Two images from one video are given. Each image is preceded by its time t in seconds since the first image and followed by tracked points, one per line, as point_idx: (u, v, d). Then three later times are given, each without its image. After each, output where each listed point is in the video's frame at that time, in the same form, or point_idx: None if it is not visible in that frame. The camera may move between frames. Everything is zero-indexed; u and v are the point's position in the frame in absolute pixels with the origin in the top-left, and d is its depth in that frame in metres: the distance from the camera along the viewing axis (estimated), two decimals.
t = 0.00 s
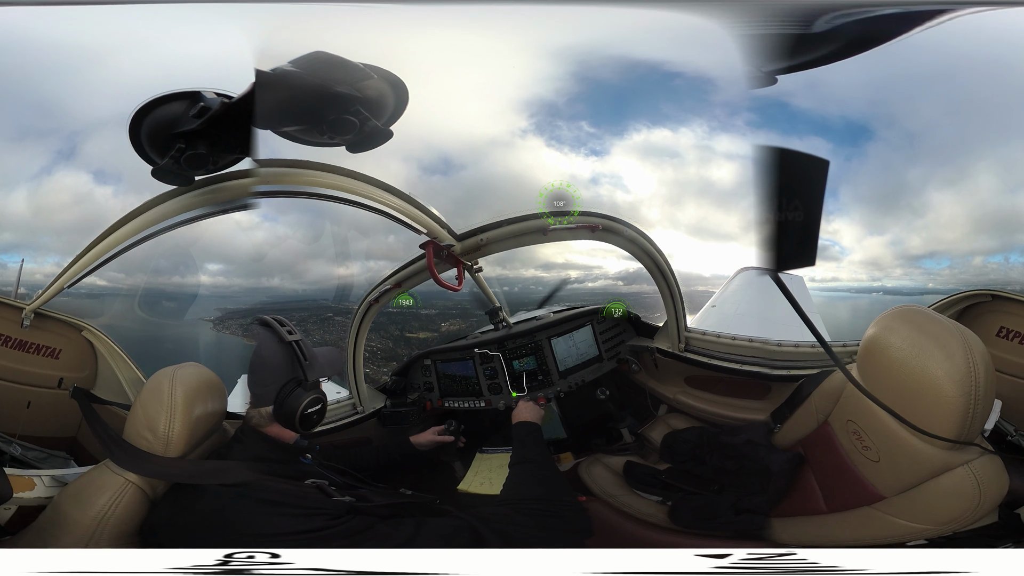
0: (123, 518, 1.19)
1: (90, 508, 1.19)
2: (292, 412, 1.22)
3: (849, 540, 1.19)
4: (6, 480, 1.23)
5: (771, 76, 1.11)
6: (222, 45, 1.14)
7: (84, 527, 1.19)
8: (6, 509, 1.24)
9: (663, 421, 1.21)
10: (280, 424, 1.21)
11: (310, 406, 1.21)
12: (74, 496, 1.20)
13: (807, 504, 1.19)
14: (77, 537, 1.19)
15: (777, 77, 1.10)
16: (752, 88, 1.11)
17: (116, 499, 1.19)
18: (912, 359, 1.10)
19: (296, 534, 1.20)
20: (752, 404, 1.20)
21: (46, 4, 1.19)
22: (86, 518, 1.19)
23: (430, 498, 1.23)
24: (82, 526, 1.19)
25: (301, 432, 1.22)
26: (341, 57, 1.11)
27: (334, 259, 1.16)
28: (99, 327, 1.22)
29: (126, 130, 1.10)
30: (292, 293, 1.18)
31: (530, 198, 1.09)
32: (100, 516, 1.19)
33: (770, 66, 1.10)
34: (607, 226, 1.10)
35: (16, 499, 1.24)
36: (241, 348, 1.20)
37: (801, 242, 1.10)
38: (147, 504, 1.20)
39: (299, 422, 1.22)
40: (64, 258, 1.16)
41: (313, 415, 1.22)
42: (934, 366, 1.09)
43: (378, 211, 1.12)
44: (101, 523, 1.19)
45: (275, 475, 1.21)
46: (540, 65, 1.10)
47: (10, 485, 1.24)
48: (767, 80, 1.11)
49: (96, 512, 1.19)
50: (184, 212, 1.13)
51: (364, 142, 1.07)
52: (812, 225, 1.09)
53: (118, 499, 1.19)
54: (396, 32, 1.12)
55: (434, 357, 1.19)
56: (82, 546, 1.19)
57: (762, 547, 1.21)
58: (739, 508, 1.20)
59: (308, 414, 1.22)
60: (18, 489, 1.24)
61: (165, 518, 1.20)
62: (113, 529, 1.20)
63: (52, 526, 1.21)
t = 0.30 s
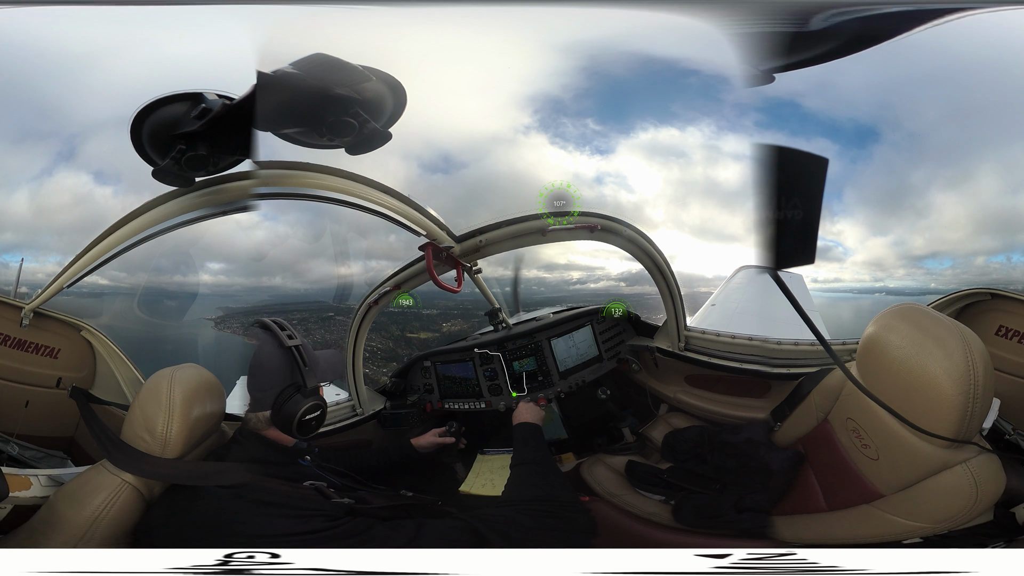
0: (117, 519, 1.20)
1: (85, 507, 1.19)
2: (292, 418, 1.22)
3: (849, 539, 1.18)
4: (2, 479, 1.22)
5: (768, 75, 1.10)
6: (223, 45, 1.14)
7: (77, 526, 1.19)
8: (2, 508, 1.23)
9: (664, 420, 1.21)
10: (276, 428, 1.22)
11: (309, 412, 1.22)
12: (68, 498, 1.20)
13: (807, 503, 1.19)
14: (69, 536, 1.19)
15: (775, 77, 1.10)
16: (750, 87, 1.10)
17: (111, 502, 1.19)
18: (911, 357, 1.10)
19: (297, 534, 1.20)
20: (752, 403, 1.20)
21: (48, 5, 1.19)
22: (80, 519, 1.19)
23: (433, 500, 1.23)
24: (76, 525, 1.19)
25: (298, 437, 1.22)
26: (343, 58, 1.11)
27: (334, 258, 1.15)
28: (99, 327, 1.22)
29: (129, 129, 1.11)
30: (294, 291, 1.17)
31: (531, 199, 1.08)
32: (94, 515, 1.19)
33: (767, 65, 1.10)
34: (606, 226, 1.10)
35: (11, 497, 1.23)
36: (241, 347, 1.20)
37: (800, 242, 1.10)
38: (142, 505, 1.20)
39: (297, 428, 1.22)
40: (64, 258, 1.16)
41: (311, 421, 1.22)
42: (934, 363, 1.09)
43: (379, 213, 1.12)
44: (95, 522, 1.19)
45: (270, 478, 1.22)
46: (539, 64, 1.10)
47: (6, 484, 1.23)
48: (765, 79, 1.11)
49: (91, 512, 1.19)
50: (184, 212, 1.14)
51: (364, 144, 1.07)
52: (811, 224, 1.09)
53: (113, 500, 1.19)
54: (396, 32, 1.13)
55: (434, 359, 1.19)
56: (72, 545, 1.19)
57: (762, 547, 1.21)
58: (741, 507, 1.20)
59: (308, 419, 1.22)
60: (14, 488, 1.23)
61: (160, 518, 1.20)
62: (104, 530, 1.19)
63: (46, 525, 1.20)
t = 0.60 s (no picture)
0: (110, 519, 1.20)
1: (80, 506, 1.19)
2: (289, 422, 1.22)
3: (850, 539, 1.18)
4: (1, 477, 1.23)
5: (765, 74, 1.10)
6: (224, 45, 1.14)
7: (71, 525, 1.19)
8: None
9: (666, 420, 1.21)
10: (275, 432, 1.22)
11: (309, 418, 1.22)
12: (66, 493, 1.21)
13: (810, 501, 1.19)
14: (61, 534, 1.19)
15: (772, 76, 1.10)
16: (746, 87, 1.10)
17: (105, 502, 1.19)
18: (911, 355, 1.10)
19: (296, 535, 1.20)
20: (751, 402, 1.21)
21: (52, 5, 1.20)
22: (74, 516, 1.19)
23: (433, 501, 1.23)
24: (69, 524, 1.19)
25: (297, 440, 1.23)
26: (345, 59, 1.11)
27: (335, 258, 1.15)
28: (99, 326, 1.22)
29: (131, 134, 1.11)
30: (298, 291, 1.17)
31: (531, 200, 1.07)
32: (88, 515, 1.19)
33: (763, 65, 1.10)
34: (606, 227, 1.09)
35: (8, 496, 1.24)
36: (241, 345, 1.20)
37: (800, 241, 1.10)
38: (136, 505, 1.21)
39: (296, 433, 1.22)
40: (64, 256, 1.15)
41: (310, 425, 1.23)
42: (933, 361, 1.09)
43: (380, 215, 1.12)
44: (88, 523, 1.19)
45: (267, 478, 1.22)
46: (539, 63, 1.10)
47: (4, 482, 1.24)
48: (761, 79, 1.10)
49: (85, 511, 1.19)
50: (184, 213, 1.13)
51: (364, 146, 1.07)
52: (810, 222, 1.09)
53: (108, 499, 1.19)
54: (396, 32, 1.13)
55: (434, 360, 1.19)
56: (64, 544, 1.19)
57: (762, 547, 1.20)
58: (746, 506, 1.20)
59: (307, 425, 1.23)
60: (13, 485, 1.24)
61: (154, 518, 1.21)
62: (96, 530, 1.20)
63: (41, 522, 1.20)
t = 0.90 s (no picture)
0: (111, 518, 1.19)
1: (83, 504, 1.19)
2: (285, 416, 1.22)
3: (855, 539, 1.18)
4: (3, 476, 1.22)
5: (763, 76, 1.11)
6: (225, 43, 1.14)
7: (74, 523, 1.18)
8: (4, 504, 1.23)
9: (667, 422, 1.21)
10: (272, 427, 1.22)
11: (304, 411, 1.22)
12: (68, 491, 1.20)
13: (813, 503, 1.19)
14: (65, 534, 1.19)
15: (770, 77, 1.10)
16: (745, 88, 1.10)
17: (107, 499, 1.18)
18: (912, 354, 1.10)
19: (296, 534, 1.20)
20: (753, 403, 1.20)
21: (57, 5, 1.20)
22: (76, 515, 1.18)
23: (430, 502, 1.23)
24: (72, 523, 1.18)
25: (293, 436, 1.23)
26: (348, 58, 1.12)
27: (336, 258, 1.16)
28: (100, 325, 1.22)
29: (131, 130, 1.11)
30: (299, 290, 1.17)
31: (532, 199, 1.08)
32: (91, 513, 1.18)
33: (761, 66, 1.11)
34: (607, 229, 1.09)
35: (12, 495, 1.23)
36: (241, 344, 1.20)
37: (801, 242, 1.10)
38: (137, 502, 1.20)
39: (291, 427, 1.22)
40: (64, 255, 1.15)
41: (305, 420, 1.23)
42: (934, 360, 1.09)
43: (381, 215, 1.12)
44: (91, 521, 1.19)
45: (267, 476, 1.22)
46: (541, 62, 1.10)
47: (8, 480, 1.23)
48: (759, 79, 1.11)
49: (88, 509, 1.19)
50: (184, 212, 1.13)
51: (366, 145, 1.07)
52: (810, 224, 1.09)
53: (110, 497, 1.18)
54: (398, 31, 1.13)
55: (434, 361, 1.19)
56: (65, 544, 1.19)
57: (762, 547, 1.21)
58: (749, 507, 1.20)
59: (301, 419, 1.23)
60: (15, 485, 1.23)
61: (154, 517, 1.20)
62: (99, 529, 1.19)
63: (45, 521, 1.20)
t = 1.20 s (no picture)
0: (116, 516, 1.19)
1: (86, 502, 1.19)
2: (281, 413, 1.22)
3: (858, 539, 1.19)
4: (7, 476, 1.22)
5: (763, 77, 1.12)
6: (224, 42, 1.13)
7: (79, 522, 1.18)
8: (8, 504, 1.24)
9: (667, 423, 1.21)
10: (270, 423, 1.22)
11: (299, 407, 1.22)
12: (69, 491, 1.20)
13: (815, 503, 1.19)
14: (69, 533, 1.19)
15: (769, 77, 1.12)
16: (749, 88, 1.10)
17: (109, 499, 1.18)
18: (912, 354, 1.10)
19: (299, 535, 1.21)
20: (753, 404, 1.20)
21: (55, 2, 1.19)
22: (79, 514, 1.19)
23: (427, 502, 1.23)
24: (76, 522, 1.18)
25: (292, 433, 1.24)
26: (349, 58, 1.12)
27: (336, 257, 1.16)
28: (100, 324, 1.22)
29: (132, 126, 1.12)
30: (298, 287, 1.18)
31: (532, 200, 1.08)
32: (95, 511, 1.18)
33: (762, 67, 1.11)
34: (608, 230, 1.09)
35: (16, 495, 1.23)
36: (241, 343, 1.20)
37: (801, 243, 1.10)
38: (140, 501, 1.20)
39: (287, 423, 1.22)
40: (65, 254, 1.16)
41: (302, 416, 1.23)
42: (934, 360, 1.09)
43: (382, 215, 1.12)
44: (95, 520, 1.19)
45: (268, 475, 1.22)
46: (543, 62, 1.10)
47: (11, 480, 1.24)
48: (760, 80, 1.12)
49: (91, 508, 1.18)
50: (185, 211, 1.13)
51: (368, 145, 1.07)
52: (811, 224, 1.09)
53: (112, 496, 1.18)
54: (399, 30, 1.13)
55: (434, 361, 1.19)
56: (70, 543, 1.19)
57: (761, 547, 1.22)
58: (749, 509, 1.20)
59: (297, 415, 1.22)
60: (18, 484, 1.23)
61: (158, 516, 1.20)
62: (103, 528, 1.19)
63: (49, 521, 1.20)
